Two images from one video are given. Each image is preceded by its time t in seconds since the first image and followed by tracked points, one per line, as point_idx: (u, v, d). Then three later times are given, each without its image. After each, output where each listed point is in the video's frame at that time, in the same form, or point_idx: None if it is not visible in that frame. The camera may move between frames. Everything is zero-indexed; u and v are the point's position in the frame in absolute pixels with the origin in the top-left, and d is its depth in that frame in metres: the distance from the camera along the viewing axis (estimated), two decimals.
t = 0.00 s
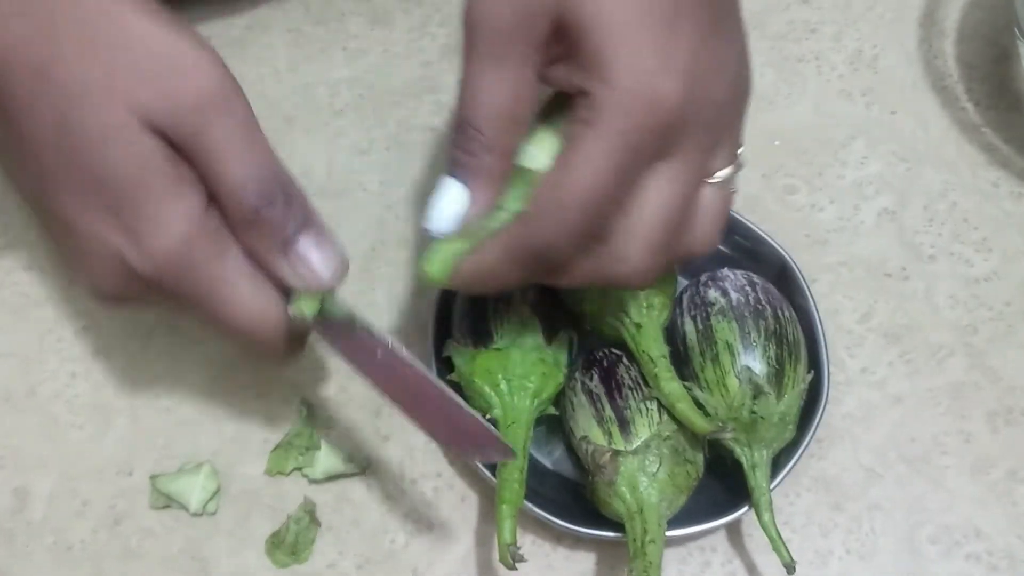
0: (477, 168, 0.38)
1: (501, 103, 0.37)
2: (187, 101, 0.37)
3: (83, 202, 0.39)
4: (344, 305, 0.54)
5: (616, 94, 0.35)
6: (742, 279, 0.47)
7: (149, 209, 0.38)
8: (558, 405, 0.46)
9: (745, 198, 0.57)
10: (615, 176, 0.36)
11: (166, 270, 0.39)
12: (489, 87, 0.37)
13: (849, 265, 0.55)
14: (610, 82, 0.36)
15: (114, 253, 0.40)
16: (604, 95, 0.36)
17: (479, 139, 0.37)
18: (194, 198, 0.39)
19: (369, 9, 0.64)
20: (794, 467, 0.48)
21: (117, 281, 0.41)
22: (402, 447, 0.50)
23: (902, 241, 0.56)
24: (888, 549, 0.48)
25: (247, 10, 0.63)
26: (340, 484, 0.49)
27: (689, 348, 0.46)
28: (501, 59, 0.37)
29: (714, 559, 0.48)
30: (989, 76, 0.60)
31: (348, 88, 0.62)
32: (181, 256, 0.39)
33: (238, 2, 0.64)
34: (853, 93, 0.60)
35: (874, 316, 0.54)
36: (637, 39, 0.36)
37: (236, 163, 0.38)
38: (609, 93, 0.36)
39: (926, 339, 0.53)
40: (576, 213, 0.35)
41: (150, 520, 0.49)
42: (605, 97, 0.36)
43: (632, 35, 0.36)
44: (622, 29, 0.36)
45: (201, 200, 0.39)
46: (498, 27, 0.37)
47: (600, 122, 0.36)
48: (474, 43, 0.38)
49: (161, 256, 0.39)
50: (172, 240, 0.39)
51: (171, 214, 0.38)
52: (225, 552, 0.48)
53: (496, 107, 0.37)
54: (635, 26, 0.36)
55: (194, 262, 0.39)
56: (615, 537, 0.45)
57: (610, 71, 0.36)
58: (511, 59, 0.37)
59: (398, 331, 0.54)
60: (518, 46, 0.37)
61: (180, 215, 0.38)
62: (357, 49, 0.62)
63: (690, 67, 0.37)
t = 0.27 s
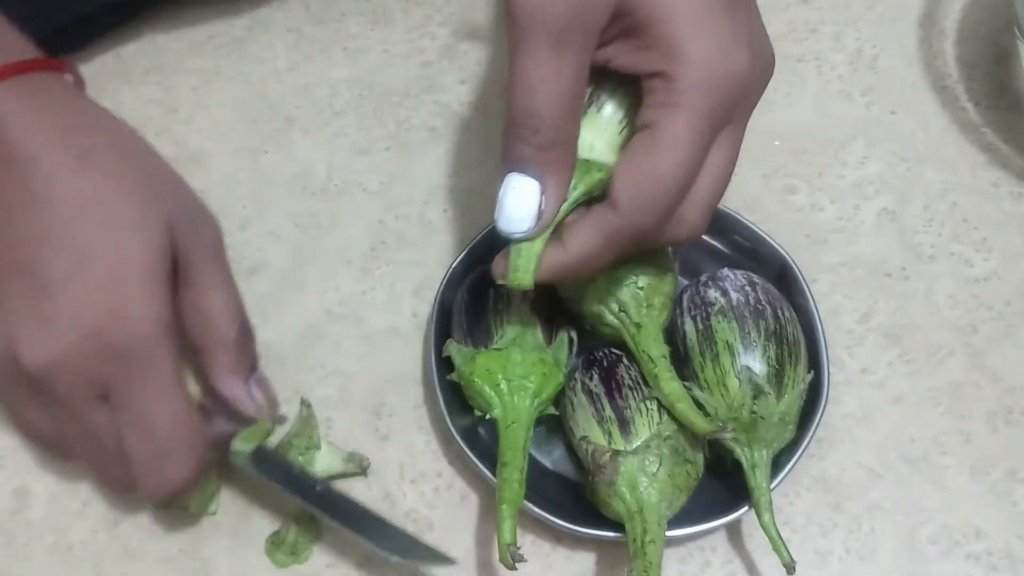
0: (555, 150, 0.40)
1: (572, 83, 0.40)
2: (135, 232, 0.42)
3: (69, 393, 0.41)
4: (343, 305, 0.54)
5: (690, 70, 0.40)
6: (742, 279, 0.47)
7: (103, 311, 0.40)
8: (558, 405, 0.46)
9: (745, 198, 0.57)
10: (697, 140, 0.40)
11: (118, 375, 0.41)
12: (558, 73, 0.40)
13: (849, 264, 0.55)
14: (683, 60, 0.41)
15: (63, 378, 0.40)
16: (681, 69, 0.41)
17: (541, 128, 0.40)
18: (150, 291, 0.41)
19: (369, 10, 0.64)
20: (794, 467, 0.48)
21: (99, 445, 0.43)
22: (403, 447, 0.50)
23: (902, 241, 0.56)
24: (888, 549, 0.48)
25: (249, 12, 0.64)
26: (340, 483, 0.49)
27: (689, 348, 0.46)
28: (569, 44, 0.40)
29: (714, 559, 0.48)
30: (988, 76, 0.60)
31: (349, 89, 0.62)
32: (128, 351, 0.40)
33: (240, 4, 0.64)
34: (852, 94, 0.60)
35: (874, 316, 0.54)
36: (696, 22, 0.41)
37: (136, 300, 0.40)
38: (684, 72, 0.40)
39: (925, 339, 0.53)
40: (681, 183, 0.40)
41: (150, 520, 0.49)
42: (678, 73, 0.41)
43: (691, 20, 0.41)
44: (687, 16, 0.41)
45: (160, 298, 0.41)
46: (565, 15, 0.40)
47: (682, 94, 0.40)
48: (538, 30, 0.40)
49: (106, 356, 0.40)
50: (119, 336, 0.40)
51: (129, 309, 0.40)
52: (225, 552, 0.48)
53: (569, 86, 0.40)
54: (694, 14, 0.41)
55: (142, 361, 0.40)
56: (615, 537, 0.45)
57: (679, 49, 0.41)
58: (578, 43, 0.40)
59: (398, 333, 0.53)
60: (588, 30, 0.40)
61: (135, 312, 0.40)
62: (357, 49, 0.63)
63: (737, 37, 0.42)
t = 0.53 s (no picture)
0: (566, 141, 0.40)
1: (583, 75, 0.40)
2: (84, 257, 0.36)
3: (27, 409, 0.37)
4: (343, 305, 0.54)
5: (701, 62, 0.41)
6: (739, 279, 0.47)
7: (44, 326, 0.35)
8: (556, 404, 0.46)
9: (742, 198, 0.58)
10: (709, 130, 0.41)
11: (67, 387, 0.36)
12: (570, 64, 0.40)
13: (846, 264, 0.56)
14: (693, 52, 0.41)
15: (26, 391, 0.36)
16: (692, 61, 0.41)
17: (551, 119, 0.39)
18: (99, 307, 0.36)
19: (369, 11, 0.64)
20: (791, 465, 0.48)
21: (74, 463, 0.40)
22: (403, 445, 0.51)
23: (900, 240, 0.56)
24: (886, 547, 0.48)
25: (249, 13, 0.64)
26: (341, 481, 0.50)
27: (687, 347, 0.46)
28: (580, 35, 0.40)
29: (712, 557, 0.48)
30: (985, 76, 0.61)
31: (349, 90, 0.62)
32: (71, 372, 0.36)
33: (241, 5, 0.65)
34: (850, 94, 0.61)
35: (871, 316, 0.54)
36: (705, 15, 0.42)
37: (147, 313, 0.36)
38: (695, 63, 0.41)
39: (922, 338, 0.53)
40: (694, 174, 0.41)
41: (150, 519, 0.49)
42: (688, 65, 0.41)
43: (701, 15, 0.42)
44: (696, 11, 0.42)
45: (107, 311, 0.36)
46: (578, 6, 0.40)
47: (693, 86, 0.41)
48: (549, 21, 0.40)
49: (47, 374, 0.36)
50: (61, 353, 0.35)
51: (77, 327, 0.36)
52: (226, 551, 0.48)
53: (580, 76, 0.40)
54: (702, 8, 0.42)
55: (91, 380, 0.36)
56: (614, 535, 0.45)
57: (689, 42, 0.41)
58: (588, 35, 0.40)
59: (398, 332, 0.54)
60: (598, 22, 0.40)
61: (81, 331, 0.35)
62: (357, 50, 0.63)
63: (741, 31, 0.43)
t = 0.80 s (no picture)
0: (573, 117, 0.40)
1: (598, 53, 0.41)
2: (22, 281, 0.31)
3: None
4: (343, 305, 0.55)
5: (707, 57, 0.43)
6: (739, 279, 0.47)
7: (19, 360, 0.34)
8: (556, 403, 0.47)
9: (742, 198, 0.58)
10: (709, 123, 0.43)
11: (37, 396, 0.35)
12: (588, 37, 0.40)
13: (845, 264, 0.56)
14: (701, 47, 0.43)
15: None
16: (700, 56, 0.43)
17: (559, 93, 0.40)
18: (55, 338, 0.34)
19: (370, 12, 0.65)
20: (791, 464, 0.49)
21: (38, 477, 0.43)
22: (403, 445, 0.51)
23: (899, 240, 0.56)
24: (885, 547, 0.48)
25: (251, 14, 0.65)
26: (342, 481, 0.50)
27: (687, 347, 0.46)
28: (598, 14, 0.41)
29: (711, 556, 0.48)
30: (985, 77, 0.61)
31: (349, 89, 0.62)
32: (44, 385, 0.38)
33: (244, 6, 0.65)
34: (849, 94, 0.61)
35: (870, 315, 0.54)
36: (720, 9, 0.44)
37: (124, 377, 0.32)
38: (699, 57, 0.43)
39: (921, 338, 0.53)
40: (694, 164, 0.42)
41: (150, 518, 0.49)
42: (693, 60, 0.43)
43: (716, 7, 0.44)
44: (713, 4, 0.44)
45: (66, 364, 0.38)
46: None
47: (698, 79, 0.43)
48: None
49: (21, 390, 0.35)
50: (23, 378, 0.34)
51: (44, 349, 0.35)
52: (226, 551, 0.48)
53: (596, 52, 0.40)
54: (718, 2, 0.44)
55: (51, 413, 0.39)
56: (614, 535, 0.45)
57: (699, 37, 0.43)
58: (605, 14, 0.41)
59: (398, 332, 0.54)
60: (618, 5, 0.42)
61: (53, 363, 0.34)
62: (358, 51, 0.63)
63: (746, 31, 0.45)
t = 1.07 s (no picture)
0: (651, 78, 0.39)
1: (693, 23, 0.41)
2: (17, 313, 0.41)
3: None
4: (343, 305, 0.55)
5: (755, 49, 0.46)
6: (739, 279, 0.47)
7: None
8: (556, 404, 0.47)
9: (742, 198, 0.58)
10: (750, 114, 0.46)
11: None
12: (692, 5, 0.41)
13: (845, 264, 0.56)
14: (744, 40, 0.47)
15: None
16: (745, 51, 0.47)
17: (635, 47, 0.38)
18: None
19: (370, 11, 0.65)
20: (791, 465, 0.48)
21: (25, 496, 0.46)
22: (403, 445, 0.51)
23: (899, 240, 0.56)
24: (885, 547, 0.48)
25: (251, 13, 0.65)
26: (342, 481, 0.50)
27: (687, 347, 0.46)
28: None
29: (712, 556, 0.48)
30: (985, 77, 0.61)
31: (349, 89, 0.62)
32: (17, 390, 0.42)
33: (244, 7, 0.65)
34: (849, 94, 0.61)
35: (870, 315, 0.54)
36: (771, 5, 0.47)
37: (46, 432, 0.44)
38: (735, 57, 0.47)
39: (921, 338, 0.53)
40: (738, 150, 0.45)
41: (151, 518, 0.49)
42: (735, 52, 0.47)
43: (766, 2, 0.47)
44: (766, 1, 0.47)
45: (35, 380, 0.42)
46: None
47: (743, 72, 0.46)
48: None
49: None
50: None
51: None
52: (226, 551, 0.48)
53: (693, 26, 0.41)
54: None
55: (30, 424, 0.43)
56: (614, 535, 0.45)
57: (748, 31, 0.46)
58: None
59: (398, 332, 0.54)
60: None
61: None
62: (358, 50, 0.63)
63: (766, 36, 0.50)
